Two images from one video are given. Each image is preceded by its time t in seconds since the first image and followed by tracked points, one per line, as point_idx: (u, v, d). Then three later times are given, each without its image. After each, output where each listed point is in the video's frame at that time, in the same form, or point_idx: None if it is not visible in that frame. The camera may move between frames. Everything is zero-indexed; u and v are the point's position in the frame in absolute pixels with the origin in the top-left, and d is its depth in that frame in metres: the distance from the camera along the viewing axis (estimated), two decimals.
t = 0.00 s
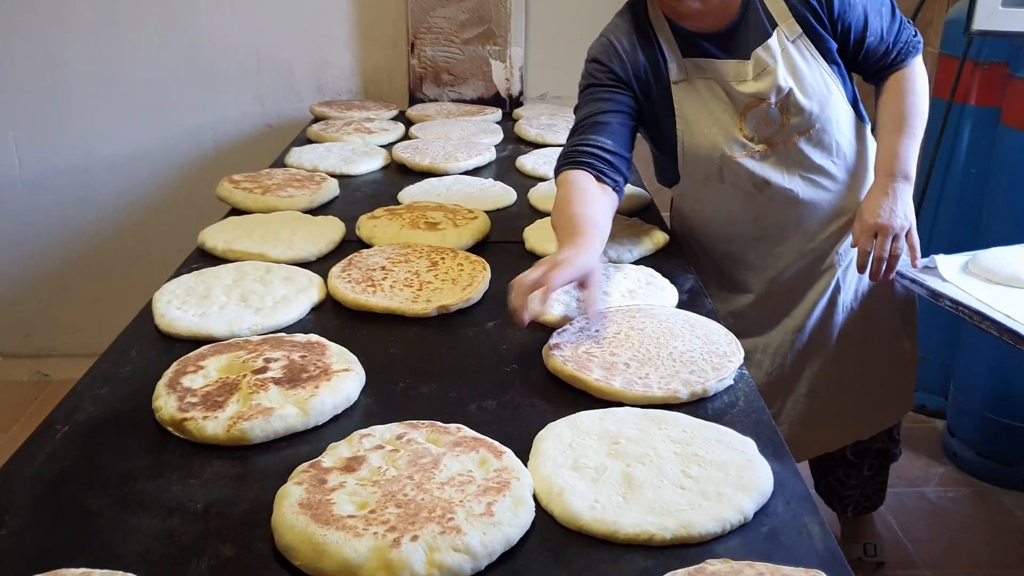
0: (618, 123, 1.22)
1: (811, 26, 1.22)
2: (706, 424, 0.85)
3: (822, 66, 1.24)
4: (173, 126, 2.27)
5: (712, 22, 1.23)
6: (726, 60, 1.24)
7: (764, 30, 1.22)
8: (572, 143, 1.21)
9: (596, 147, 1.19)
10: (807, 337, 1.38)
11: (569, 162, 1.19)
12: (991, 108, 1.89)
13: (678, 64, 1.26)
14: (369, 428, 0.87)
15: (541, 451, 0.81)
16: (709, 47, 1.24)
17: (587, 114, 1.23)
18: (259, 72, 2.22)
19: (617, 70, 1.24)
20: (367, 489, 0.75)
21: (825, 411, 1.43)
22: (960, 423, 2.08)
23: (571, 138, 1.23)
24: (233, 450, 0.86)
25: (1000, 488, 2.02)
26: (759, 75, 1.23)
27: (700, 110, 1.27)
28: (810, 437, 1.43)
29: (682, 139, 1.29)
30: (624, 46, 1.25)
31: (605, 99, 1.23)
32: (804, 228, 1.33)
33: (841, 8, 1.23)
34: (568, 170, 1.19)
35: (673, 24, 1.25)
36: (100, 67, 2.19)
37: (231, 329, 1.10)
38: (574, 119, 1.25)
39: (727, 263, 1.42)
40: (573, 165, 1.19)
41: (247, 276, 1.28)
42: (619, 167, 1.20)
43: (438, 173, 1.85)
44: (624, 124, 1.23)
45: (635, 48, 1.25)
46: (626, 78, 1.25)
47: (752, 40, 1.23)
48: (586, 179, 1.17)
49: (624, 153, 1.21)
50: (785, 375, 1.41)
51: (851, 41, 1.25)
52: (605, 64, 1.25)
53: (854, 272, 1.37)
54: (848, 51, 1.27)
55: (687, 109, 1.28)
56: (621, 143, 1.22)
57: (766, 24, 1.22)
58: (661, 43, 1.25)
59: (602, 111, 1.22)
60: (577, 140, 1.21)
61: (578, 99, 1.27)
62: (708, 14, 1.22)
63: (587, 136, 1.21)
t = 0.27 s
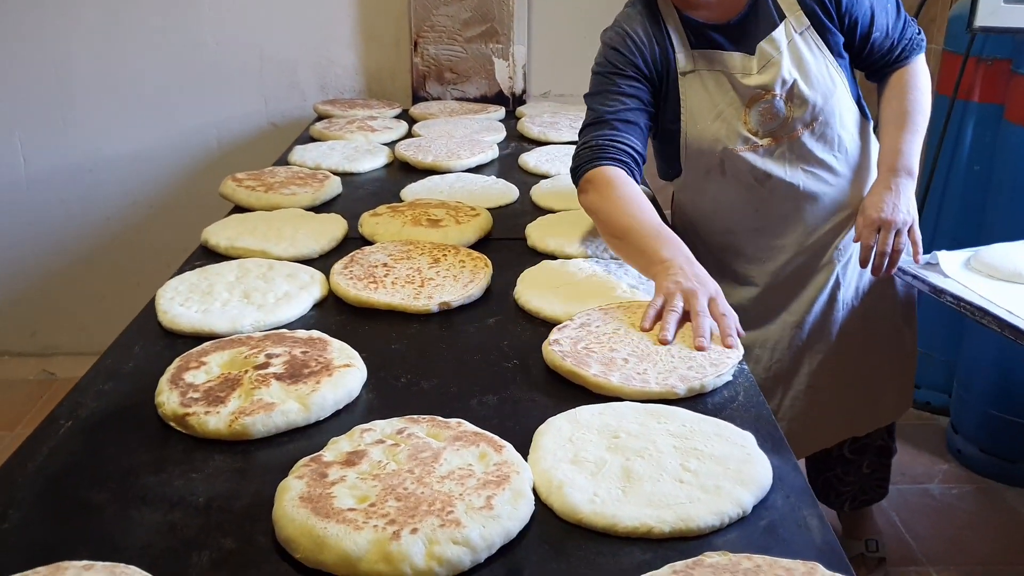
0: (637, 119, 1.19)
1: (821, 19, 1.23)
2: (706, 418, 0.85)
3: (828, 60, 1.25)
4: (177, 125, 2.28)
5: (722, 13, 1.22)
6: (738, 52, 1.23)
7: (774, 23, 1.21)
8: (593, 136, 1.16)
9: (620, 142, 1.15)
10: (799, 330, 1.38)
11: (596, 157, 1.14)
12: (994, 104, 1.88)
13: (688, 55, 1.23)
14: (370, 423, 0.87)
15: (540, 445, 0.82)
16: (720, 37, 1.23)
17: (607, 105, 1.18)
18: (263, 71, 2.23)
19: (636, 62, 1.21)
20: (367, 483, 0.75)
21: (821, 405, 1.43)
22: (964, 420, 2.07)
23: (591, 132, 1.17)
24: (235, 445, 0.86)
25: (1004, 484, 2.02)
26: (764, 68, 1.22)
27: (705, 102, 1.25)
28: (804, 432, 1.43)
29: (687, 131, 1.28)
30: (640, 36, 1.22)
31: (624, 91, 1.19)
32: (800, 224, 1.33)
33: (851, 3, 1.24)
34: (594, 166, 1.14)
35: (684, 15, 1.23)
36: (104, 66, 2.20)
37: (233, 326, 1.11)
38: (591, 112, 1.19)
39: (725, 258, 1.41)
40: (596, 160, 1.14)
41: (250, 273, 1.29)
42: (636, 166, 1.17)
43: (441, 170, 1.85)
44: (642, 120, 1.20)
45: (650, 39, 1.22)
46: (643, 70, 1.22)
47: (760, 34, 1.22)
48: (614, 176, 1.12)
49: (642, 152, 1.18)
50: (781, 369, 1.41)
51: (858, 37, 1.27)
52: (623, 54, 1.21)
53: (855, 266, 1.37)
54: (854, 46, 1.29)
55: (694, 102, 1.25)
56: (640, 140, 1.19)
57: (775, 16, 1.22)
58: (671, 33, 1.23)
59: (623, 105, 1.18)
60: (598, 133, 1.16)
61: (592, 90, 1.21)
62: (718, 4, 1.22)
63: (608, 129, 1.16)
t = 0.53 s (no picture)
0: (628, 102, 1.18)
1: (836, 11, 1.23)
2: (711, 413, 0.86)
3: (844, 54, 1.25)
4: (180, 123, 2.29)
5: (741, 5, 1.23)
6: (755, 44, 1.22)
7: (790, 16, 1.22)
8: (578, 113, 1.17)
9: (601, 122, 1.15)
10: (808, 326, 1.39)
11: (575, 131, 1.14)
12: (996, 101, 1.88)
13: (705, 46, 1.23)
14: (377, 417, 0.88)
15: (545, 439, 0.83)
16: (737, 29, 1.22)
17: (600, 84, 1.18)
18: (266, 69, 2.23)
19: (640, 46, 1.21)
20: (374, 476, 0.76)
21: (826, 402, 1.44)
22: (966, 416, 2.08)
23: (580, 107, 1.18)
24: (242, 439, 0.87)
25: (1006, 481, 2.02)
26: (782, 59, 1.22)
27: (722, 94, 1.25)
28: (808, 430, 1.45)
29: (704, 121, 1.27)
30: (652, 23, 1.23)
31: (620, 73, 1.19)
32: (808, 220, 1.33)
33: None
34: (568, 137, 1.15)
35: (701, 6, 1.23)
36: (108, 65, 2.20)
37: (239, 321, 1.11)
38: (585, 89, 1.20)
39: (727, 253, 1.41)
40: (571, 133, 1.15)
41: (254, 269, 1.29)
42: (616, 148, 1.16)
43: (444, 167, 1.85)
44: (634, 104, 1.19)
45: (661, 28, 1.23)
46: (648, 55, 1.22)
47: (776, 26, 1.22)
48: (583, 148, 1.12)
49: (627, 135, 1.17)
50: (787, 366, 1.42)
51: (871, 33, 1.28)
52: (629, 37, 1.21)
53: (865, 259, 1.38)
54: (868, 43, 1.29)
55: (708, 95, 1.25)
56: (627, 123, 1.18)
57: (791, 9, 1.22)
58: (687, 23, 1.23)
59: (616, 85, 1.18)
60: (582, 109, 1.17)
61: (592, 69, 1.23)
62: None
63: (595, 107, 1.17)
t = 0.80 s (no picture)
0: (631, 95, 1.18)
1: (847, 12, 1.24)
2: (711, 409, 0.86)
3: (855, 52, 1.25)
4: (181, 122, 2.29)
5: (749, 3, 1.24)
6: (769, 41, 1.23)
7: (803, 16, 1.22)
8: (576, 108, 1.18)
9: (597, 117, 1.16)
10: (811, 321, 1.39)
11: (572, 122, 1.17)
12: (997, 99, 1.88)
13: (718, 43, 1.23)
14: (379, 414, 0.88)
15: (546, 436, 0.83)
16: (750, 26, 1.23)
17: (605, 77, 1.19)
18: (267, 68, 2.24)
19: (645, 41, 1.20)
20: (376, 472, 0.76)
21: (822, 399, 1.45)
22: (966, 415, 2.08)
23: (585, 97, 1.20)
24: (244, 437, 0.87)
25: (1006, 479, 2.02)
26: (796, 57, 1.23)
27: (736, 90, 1.25)
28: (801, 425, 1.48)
29: (717, 117, 1.27)
30: (660, 20, 1.22)
31: (624, 66, 1.20)
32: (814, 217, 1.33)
33: None
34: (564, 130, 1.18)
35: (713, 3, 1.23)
36: (109, 64, 2.20)
37: (241, 319, 1.12)
38: (593, 80, 1.22)
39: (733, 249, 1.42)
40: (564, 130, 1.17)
41: (256, 268, 1.30)
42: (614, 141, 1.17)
43: (445, 166, 1.86)
44: (636, 96, 1.19)
45: (671, 24, 1.23)
46: (655, 49, 1.21)
47: (790, 24, 1.23)
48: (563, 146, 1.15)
49: (628, 127, 1.18)
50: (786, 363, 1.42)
51: (881, 32, 1.29)
52: (636, 33, 1.21)
53: (869, 254, 1.39)
54: (875, 42, 1.31)
55: (721, 90, 1.25)
56: (628, 116, 1.18)
57: (803, 8, 1.22)
58: (700, 20, 1.23)
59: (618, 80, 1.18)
60: (580, 104, 1.18)
61: (602, 61, 1.24)
62: None
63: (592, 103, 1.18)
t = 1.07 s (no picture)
0: (636, 100, 1.14)
1: (852, 14, 1.23)
2: (718, 411, 0.86)
3: (861, 54, 1.26)
4: (185, 124, 2.29)
5: (752, 12, 1.23)
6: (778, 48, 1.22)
7: (809, 21, 1.22)
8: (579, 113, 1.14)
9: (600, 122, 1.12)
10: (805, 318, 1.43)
11: (573, 129, 1.12)
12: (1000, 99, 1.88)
13: (726, 52, 1.22)
14: (386, 417, 0.88)
15: (554, 439, 0.83)
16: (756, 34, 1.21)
17: (609, 84, 1.15)
18: (271, 69, 2.24)
19: (652, 48, 1.17)
20: (384, 475, 0.76)
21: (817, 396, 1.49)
22: (971, 415, 2.08)
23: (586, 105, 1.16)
24: (252, 439, 0.88)
25: (1011, 479, 2.02)
26: (805, 63, 1.22)
27: (747, 98, 1.24)
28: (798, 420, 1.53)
29: (728, 127, 1.26)
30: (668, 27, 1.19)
31: (628, 72, 1.16)
32: (820, 219, 1.34)
33: None
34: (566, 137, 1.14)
35: (718, 11, 1.21)
36: (114, 66, 2.21)
37: (248, 321, 1.12)
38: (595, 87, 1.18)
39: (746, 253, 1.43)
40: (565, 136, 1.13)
41: (262, 270, 1.30)
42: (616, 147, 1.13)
43: (449, 168, 1.86)
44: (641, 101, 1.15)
45: (677, 30, 1.20)
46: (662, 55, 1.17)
47: (798, 30, 1.22)
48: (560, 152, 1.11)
49: (633, 133, 1.14)
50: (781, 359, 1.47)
51: (884, 33, 1.29)
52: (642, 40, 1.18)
53: (877, 250, 1.41)
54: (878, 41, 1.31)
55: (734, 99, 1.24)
56: (632, 121, 1.13)
57: (809, 14, 1.22)
58: (709, 28, 1.21)
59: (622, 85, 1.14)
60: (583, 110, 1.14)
61: (605, 68, 1.20)
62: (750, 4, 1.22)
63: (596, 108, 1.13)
